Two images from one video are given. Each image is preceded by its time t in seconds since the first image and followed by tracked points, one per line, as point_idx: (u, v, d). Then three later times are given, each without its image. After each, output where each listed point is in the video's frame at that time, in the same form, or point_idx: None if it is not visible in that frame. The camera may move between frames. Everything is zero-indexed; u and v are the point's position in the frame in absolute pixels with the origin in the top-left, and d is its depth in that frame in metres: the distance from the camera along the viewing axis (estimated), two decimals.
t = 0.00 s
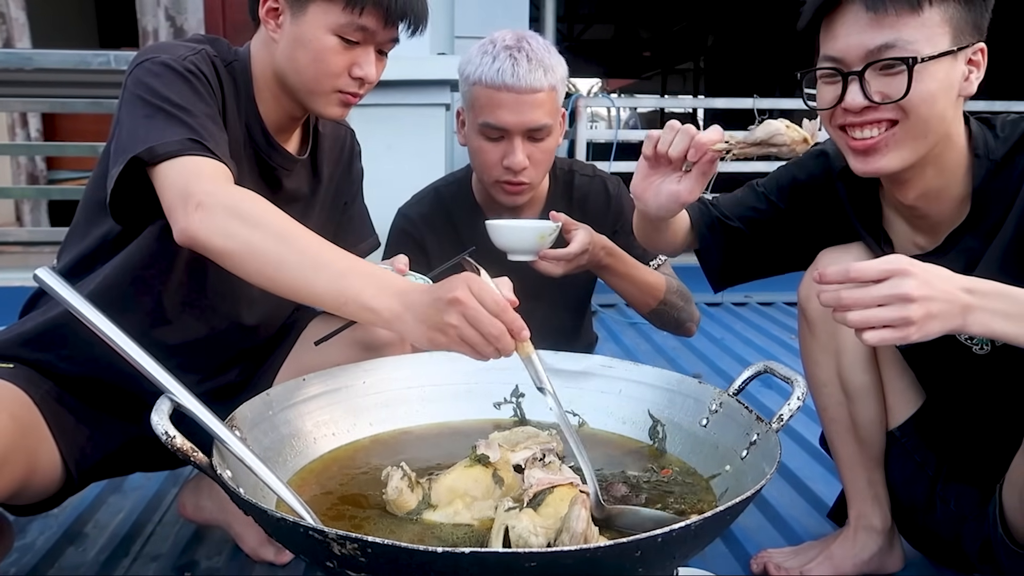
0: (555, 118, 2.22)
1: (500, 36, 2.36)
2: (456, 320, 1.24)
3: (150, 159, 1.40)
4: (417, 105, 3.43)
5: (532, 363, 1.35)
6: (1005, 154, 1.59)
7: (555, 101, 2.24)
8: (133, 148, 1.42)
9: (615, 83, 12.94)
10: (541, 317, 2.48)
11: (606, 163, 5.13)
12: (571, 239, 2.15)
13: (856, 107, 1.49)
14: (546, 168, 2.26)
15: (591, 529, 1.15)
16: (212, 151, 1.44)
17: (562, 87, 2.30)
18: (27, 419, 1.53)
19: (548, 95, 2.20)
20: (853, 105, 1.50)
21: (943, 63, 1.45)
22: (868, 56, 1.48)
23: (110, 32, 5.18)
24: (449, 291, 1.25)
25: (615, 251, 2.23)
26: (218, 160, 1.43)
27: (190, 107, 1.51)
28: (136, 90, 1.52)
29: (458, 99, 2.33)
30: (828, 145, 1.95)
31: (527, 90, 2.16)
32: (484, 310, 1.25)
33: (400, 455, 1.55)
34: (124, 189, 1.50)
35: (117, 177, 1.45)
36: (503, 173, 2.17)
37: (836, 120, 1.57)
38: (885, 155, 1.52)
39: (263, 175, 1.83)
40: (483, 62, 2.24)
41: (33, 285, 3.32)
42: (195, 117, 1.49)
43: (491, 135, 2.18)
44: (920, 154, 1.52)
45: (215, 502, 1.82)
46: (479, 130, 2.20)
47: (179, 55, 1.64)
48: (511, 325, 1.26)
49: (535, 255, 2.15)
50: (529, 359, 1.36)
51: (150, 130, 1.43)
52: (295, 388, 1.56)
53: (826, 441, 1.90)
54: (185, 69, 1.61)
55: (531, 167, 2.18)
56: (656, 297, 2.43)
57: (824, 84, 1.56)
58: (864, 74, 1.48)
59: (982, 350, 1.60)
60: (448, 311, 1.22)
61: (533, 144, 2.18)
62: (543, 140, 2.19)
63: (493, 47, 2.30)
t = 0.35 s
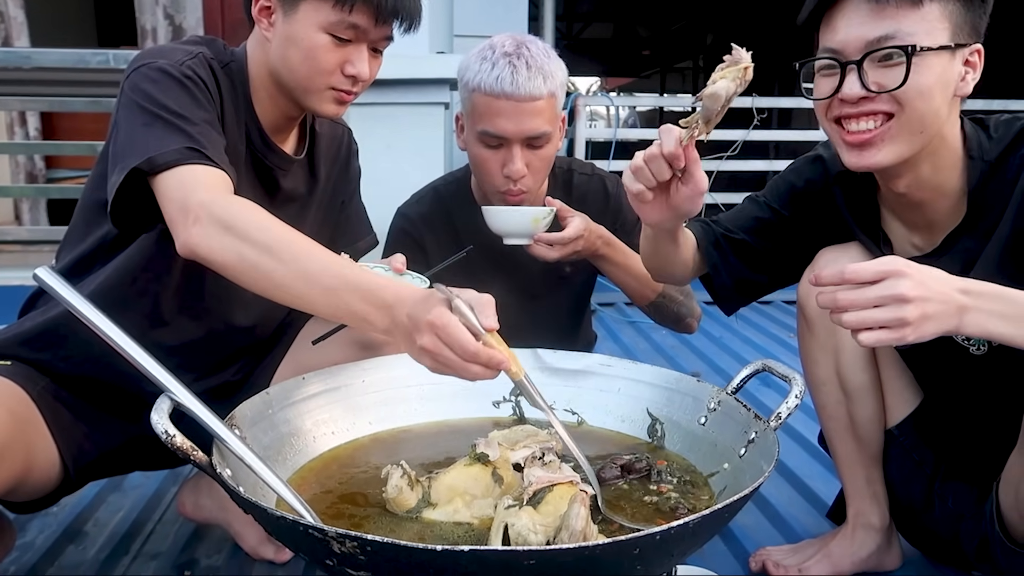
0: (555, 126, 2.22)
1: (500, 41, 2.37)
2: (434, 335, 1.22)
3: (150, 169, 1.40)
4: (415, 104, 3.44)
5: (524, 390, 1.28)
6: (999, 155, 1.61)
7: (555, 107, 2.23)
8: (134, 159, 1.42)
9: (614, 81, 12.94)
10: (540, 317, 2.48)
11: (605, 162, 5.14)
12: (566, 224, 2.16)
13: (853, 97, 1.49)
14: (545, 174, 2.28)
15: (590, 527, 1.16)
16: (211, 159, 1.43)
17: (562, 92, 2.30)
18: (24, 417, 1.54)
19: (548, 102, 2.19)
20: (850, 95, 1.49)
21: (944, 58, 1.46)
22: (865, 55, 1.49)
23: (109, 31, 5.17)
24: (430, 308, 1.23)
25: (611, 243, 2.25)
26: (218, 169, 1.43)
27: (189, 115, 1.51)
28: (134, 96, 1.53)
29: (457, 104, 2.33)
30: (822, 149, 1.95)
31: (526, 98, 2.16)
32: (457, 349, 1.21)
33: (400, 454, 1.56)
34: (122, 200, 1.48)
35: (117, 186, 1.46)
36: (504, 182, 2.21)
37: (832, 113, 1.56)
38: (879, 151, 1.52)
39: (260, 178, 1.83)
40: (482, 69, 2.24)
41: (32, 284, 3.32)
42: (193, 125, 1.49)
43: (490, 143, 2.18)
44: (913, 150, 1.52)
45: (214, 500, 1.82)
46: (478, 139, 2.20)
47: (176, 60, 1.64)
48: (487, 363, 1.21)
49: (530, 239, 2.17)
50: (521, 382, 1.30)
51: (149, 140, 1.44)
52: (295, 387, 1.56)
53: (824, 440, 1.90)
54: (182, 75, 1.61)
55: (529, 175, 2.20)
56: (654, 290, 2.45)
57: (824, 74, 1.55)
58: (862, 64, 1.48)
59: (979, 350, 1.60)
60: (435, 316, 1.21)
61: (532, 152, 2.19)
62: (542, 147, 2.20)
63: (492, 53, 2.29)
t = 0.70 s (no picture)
0: (559, 137, 2.22)
1: (505, 51, 2.37)
2: (427, 335, 1.23)
3: (143, 177, 1.41)
4: (418, 110, 3.45)
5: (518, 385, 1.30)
6: (998, 164, 1.61)
7: (560, 118, 2.23)
8: (129, 167, 1.43)
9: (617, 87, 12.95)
10: (543, 323, 2.48)
11: (608, 167, 5.14)
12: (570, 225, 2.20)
13: (846, 106, 1.50)
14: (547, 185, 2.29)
15: (593, 534, 1.16)
16: (204, 167, 1.43)
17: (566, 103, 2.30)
18: (28, 422, 1.53)
19: (553, 113, 2.19)
20: (843, 104, 1.50)
21: (937, 70, 1.46)
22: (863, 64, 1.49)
23: (113, 37, 5.20)
24: (424, 307, 1.24)
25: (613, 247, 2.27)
26: (211, 177, 1.43)
27: (184, 123, 1.51)
28: (132, 104, 1.54)
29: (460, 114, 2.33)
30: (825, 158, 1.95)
31: (530, 110, 2.16)
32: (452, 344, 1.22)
33: (402, 460, 1.56)
34: (122, 206, 1.51)
35: (112, 193, 1.47)
36: (505, 191, 2.23)
37: (827, 121, 1.57)
38: (871, 159, 1.52)
39: (261, 184, 1.84)
40: (486, 79, 2.24)
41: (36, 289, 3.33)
42: (188, 133, 1.49)
43: (494, 154, 2.19)
44: (908, 160, 1.52)
45: (218, 506, 1.82)
46: (481, 148, 2.21)
47: (175, 68, 1.64)
48: (482, 357, 1.22)
49: (534, 238, 2.16)
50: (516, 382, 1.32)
51: (144, 147, 1.44)
52: (299, 394, 1.57)
53: (827, 447, 1.90)
54: (180, 83, 1.61)
55: (532, 186, 2.21)
56: (651, 302, 2.45)
57: (820, 82, 1.56)
58: (856, 74, 1.49)
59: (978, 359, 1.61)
60: (429, 322, 1.23)
61: (535, 162, 2.20)
62: (545, 158, 2.20)
63: (497, 63, 2.30)
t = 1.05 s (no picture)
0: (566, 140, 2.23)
1: (512, 55, 2.38)
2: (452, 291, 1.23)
3: (143, 173, 1.41)
4: (423, 111, 3.45)
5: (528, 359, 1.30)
6: (1006, 168, 1.60)
7: (566, 122, 2.24)
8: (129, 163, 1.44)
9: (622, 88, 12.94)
10: (549, 324, 2.48)
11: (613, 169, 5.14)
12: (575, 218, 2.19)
13: (851, 114, 1.49)
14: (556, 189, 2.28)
15: (600, 536, 1.15)
16: (205, 165, 1.44)
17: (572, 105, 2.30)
18: (33, 424, 1.54)
19: (559, 117, 2.20)
20: (849, 111, 1.49)
21: (944, 80, 1.45)
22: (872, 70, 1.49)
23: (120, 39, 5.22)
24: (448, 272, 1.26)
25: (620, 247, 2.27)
26: (212, 175, 1.43)
27: (186, 122, 1.52)
28: (137, 104, 1.55)
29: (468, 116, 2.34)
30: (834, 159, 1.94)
31: (537, 114, 2.16)
32: (474, 301, 1.24)
33: (409, 461, 1.56)
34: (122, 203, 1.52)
35: (112, 190, 1.48)
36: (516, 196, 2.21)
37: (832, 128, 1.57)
38: (874, 168, 1.52)
39: (268, 184, 1.84)
40: (493, 83, 2.24)
41: (43, 291, 3.34)
42: (190, 132, 1.49)
43: (500, 156, 2.20)
44: (913, 166, 1.51)
45: (223, 507, 1.82)
46: (488, 151, 2.21)
47: (180, 67, 1.65)
48: (502, 319, 1.23)
49: (540, 230, 2.13)
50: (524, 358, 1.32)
51: (146, 145, 1.45)
52: (305, 394, 1.57)
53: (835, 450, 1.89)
54: (185, 82, 1.62)
55: (541, 189, 2.19)
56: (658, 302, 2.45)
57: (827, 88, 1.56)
58: (863, 82, 1.49)
59: (984, 363, 1.61)
60: (456, 280, 1.25)
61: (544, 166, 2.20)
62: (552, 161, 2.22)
63: (504, 67, 2.30)
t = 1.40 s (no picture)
0: (567, 139, 2.22)
1: (513, 55, 2.37)
2: (389, 282, 1.24)
3: (99, 171, 1.41)
4: (426, 112, 3.45)
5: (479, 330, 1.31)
6: (1010, 169, 1.60)
7: (568, 120, 2.23)
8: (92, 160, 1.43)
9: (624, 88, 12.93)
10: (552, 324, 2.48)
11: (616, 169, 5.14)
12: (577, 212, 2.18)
13: (860, 117, 1.49)
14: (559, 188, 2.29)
15: (602, 537, 1.15)
16: (165, 164, 1.44)
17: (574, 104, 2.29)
18: (34, 426, 1.54)
19: (560, 116, 2.19)
20: (857, 115, 1.49)
21: (952, 83, 1.45)
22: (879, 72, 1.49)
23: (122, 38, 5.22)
24: (385, 255, 1.24)
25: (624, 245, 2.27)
26: (168, 175, 1.43)
27: (157, 122, 1.53)
28: (122, 103, 1.58)
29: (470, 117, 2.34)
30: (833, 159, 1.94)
31: (539, 112, 2.16)
32: (414, 289, 1.22)
33: (410, 463, 1.56)
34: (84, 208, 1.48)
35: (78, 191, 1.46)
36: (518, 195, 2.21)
37: (840, 132, 1.56)
38: (882, 171, 1.52)
39: (269, 187, 1.84)
40: (495, 82, 2.24)
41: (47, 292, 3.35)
42: (160, 131, 1.51)
43: (503, 155, 2.20)
44: (918, 170, 1.51)
45: (226, 508, 1.82)
46: (490, 151, 2.21)
47: (170, 67, 1.67)
48: (448, 303, 1.22)
49: (543, 221, 2.09)
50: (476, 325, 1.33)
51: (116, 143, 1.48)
52: (307, 395, 1.57)
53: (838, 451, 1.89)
54: (170, 82, 1.63)
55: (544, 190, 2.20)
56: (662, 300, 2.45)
57: (834, 92, 1.55)
58: (871, 86, 1.48)
59: (988, 364, 1.61)
60: (390, 269, 1.23)
61: (546, 165, 2.20)
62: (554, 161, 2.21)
63: (505, 67, 2.30)
